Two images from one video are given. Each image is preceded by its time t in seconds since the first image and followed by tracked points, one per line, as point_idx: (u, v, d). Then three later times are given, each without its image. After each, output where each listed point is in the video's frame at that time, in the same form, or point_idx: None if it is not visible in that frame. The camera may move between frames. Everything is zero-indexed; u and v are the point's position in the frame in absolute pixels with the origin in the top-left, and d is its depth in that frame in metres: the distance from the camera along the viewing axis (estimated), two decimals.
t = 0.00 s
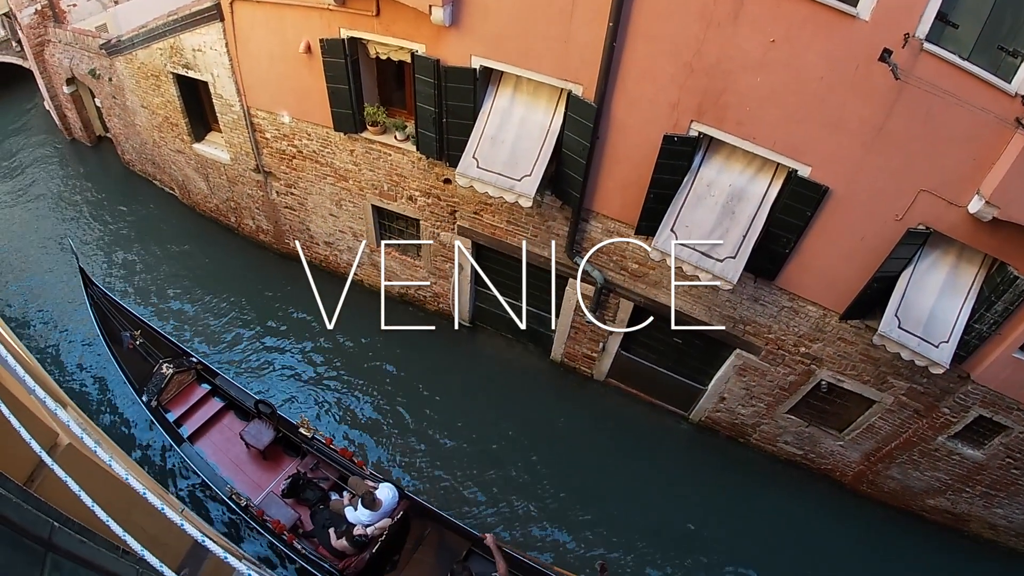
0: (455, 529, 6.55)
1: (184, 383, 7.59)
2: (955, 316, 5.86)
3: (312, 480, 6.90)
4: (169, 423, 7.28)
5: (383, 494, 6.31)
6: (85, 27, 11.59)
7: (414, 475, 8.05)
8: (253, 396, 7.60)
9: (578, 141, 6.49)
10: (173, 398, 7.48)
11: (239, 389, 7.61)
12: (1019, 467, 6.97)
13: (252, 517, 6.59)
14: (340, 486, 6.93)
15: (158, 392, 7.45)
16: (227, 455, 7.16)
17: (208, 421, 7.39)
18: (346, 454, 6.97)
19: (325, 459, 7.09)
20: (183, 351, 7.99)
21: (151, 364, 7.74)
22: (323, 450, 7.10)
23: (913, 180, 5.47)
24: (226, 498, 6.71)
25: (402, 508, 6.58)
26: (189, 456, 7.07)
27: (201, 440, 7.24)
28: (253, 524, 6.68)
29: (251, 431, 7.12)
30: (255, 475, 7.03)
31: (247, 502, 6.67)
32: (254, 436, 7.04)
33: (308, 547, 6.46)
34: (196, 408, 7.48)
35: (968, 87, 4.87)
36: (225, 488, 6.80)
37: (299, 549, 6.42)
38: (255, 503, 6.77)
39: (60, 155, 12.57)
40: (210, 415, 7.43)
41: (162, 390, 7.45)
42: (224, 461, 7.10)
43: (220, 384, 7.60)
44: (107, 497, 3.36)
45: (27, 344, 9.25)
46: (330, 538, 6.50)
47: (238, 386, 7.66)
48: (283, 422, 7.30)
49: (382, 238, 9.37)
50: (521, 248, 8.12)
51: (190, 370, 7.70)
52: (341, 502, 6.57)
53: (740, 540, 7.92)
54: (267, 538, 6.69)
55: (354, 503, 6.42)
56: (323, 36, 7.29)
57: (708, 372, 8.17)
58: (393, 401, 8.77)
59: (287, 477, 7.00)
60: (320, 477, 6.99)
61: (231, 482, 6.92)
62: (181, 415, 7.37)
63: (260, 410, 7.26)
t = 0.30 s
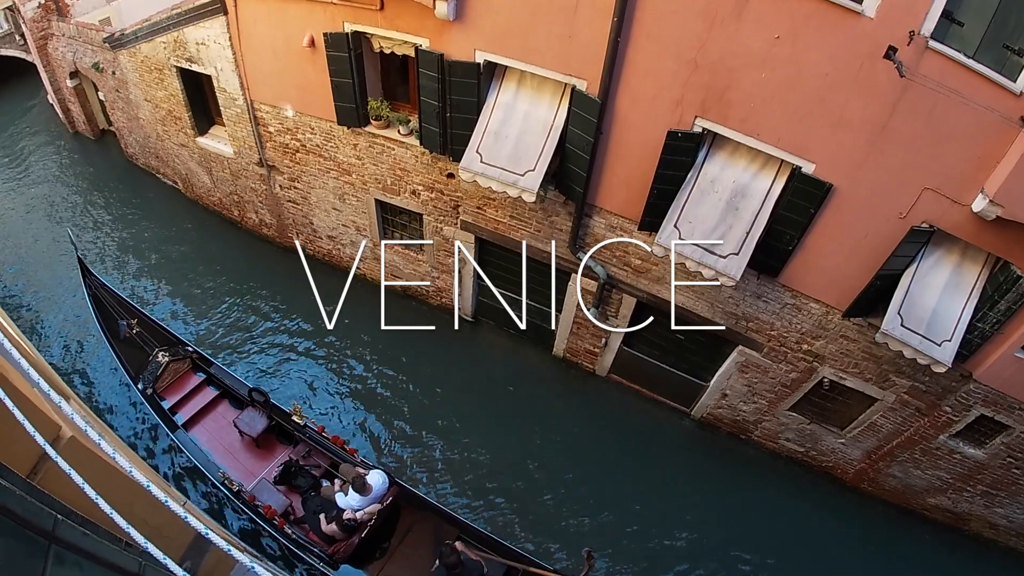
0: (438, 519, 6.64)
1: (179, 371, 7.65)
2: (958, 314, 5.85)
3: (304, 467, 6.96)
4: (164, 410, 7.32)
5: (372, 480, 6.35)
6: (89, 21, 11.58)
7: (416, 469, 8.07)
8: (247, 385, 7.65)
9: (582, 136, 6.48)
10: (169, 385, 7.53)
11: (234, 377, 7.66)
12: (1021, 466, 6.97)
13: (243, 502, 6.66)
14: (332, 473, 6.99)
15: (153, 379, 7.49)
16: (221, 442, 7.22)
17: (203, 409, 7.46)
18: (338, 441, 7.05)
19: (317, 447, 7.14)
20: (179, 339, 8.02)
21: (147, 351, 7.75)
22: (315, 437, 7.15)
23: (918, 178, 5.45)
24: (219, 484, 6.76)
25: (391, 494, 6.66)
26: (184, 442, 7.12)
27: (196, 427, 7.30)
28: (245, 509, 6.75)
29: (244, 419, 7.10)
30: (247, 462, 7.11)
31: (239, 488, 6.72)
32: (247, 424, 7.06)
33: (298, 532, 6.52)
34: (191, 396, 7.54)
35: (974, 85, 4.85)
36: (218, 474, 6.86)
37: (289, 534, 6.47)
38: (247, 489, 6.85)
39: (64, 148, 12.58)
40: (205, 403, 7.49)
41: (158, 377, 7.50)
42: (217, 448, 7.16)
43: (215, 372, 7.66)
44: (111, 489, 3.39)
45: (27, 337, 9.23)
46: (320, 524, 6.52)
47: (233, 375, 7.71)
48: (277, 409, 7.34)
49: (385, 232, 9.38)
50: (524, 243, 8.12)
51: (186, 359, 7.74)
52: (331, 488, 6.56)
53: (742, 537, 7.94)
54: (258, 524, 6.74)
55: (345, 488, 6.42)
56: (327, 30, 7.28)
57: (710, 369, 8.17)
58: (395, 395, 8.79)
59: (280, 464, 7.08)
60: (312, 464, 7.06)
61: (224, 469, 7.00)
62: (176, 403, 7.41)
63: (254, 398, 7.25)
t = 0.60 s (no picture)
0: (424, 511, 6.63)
1: (171, 363, 7.68)
2: (957, 317, 5.86)
3: (292, 457, 6.99)
4: (155, 400, 7.35)
5: (360, 469, 6.50)
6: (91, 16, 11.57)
7: (414, 467, 8.08)
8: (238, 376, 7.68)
9: (583, 136, 6.49)
10: (160, 376, 7.56)
11: (225, 369, 7.69)
12: (1017, 470, 6.98)
13: (231, 491, 6.70)
14: (319, 463, 7.03)
15: (145, 370, 7.50)
16: (211, 433, 7.26)
17: (194, 400, 7.50)
18: (326, 432, 7.07)
19: (306, 438, 7.18)
20: (171, 331, 8.03)
21: (141, 344, 7.74)
22: (304, 429, 7.19)
23: (918, 181, 5.46)
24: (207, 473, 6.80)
25: (377, 483, 6.65)
26: (174, 433, 7.16)
27: (187, 418, 7.34)
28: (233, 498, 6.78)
29: (235, 410, 7.18)
30: (237, 453, 7.14)
31: (227, 477, 6.75)
32: (237, 415, 7.13)
33: (285, 521, 6.56)
34: (182, 388, 7.57)
35: (974, 88, 4.86)
36: (207, 463, 6.90)
37: (276, 523, 6.52)
38: (236, 478, 6.88)
39: (64, 143, 12.57)
40: (196, 394, 7.54)
41: (150, 368, 7.52)
42: (208, 438, 7.20)
43: (206, 364, 7.69)
44: (113, 482, 3.41)
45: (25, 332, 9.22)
46: (307, 512, 6.53)
47: (224, 366, 7.76)
48: (266, 401, 7.38)
49: (385, 230, 9.39)
50: (524, 242, 8.13)
51: (178, 350, 7.79)
52: (319, 479, 6.67)
53: (739, 537, 7.95)
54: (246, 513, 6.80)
55: (331, 478, 6.57)
56: (329, 27, 7.29)
57: (709, 370, 8.18)
58: (394, 392, 8.80)
59: (269, 455, 7.11)
60: (300, 455, 7.09)
61: (213, 458, 7.03)
62: (168, 394, 7.45)
63: (245, 389, 7.32)
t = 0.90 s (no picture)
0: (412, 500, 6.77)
1: (165, 353, 7.63)
2: (959, 318, 5.86)
3: (283, 446, 7.06)
4: (149, 390, 7.33)
5: (348, 457, 6.60)
6: (94, 9, 11.56)
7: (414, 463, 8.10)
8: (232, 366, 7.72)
9: (585, 133, 6.48)
10: (154, 365, 7.53)
11: (219, 359, 7.73)
12: (1017, 472, 6.98)
13: (222, 478, 6.72)
14: (310, 452, 7.09)
15: (140, 359, 7.46)
16: (204, 422, 7.25)
17: (188, 389, 7.49)
18: (316, 421, 7.15)
19: (297, 427, 7.24)
20: (165, 321, 8.04)
21: (134, 334, 7.78)
22: (295, 418, 7.26)
23: (921, 181, 5.45)
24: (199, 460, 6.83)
25: (366, 471, 6.74)
26: (167, 421, 7.16)
27: (180, 407, 7.33)
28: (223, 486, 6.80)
29: (227, 399, 7.19)
30: (229, 441, 7.13)
31: (218, 464, 6.78)
32: (229, 404, 7.15)
33: (274, 508, 6.58)
34: (176, 377, 7.56)
35: (977, 89, 4.86)
36: (199, 451, 6.91)
37: (265, 510, 6.53)
38: (227, 465, 6.88)
39: (66, 137, 12.58)
40: (189, 384, 7.53)
41: (144, 357, 7.47)
42: (201, 427, 7.20)
43: (200, 354, 7.73)
44: (116, 474, 3.43)
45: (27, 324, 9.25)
46: (296, 500, 6.54)
47: (218, 357, 7.77)
48: (258, 391, 7.42)
49: (386, 226, 9.39)
50: (525, 240, 8.13)
51: (172, 340, 7.75)
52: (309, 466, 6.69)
53: (737, 536, 7.96)
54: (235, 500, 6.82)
55: (319, 465, 6.66)
56: (333, 23, 7.29)
57: (709, 369, 8.18)
58: (393, 389, 8.81)
59: (261, 443, 7.12)
60: (291, 444, 7.15)
61: (205, 446, 7.01)
62: (161, 383, 7.43)
63: (237, 378, 7.37)
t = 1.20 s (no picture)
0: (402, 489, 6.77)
1: (159, 344, 7.67)
2: (959, 317, 5.85)
3: (274, 436, 7.01)
4: (144, 380, 7.38)
5: (338, 446, 6.64)
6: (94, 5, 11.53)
7: (414, 459, 8.11)
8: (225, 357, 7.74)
9: (586, 130, 6.47)
10: (149, 356, 7.57)
11: (213, 350, 7.76)
12: (1017, 471, 6.97)
13: (213, 467, 6.75)
14: (301, 442, 7.09)
15: (134, 350, 7.50)
16: (197, 412, 7.30)
17: (181, 380, 7.55)
18: (308, 411, 7.18)
19: (289, 416, 7.25)
20: (160, 313, 8.09)
21: (129, 326, 7.81)
22: (287, 407, 7.27)
23: (922, 179, 5.44)
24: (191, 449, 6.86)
25: (354, 459, 6.69)
26: (161, 411, 7.21)
27: (173, 397, 7.39)
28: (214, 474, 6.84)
29: (220, 388, 7.24)
30: (221, 430, 7.18)
31: (210, 453, 6.82)
32: (221, 395, 7.17)
33: (265, 497, 6.62)
34: (171, 368, 7.61)
35: (979, 88, 4.84)
36: (191, 440, 6.95)
37: (256, 498, 6.58)
38: (218, 454, 6.93)
39: (67, 133, 12.57)
40: (183, 374, 7.58)
41: (138, 348, 7.51)
42: (193, 417, 7.25)
43: (194, 345, 7.76)
44: (117, 469, 3.43)
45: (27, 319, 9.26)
46: (285, 488, 6.49)
47: (212, 347, 7.81)
48: (251, 380, 7.45)
49: (387, 222, 9.39)
50: (527, 237, 8.14)
51: (166, 331, 7.79)
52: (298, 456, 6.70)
53: (738, 534, 7.97)
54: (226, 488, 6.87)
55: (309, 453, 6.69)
56: (334, 19, 7.27)
57: (710, 366, 8.18)
58: (394, 385, 8.82)
59: (253, 433, 7.16)
60: (282, 434, 7.14)
61: (198, 436, 7.07)
62: (156, 373, 7.48)
63: (229, 368, 7.42)
